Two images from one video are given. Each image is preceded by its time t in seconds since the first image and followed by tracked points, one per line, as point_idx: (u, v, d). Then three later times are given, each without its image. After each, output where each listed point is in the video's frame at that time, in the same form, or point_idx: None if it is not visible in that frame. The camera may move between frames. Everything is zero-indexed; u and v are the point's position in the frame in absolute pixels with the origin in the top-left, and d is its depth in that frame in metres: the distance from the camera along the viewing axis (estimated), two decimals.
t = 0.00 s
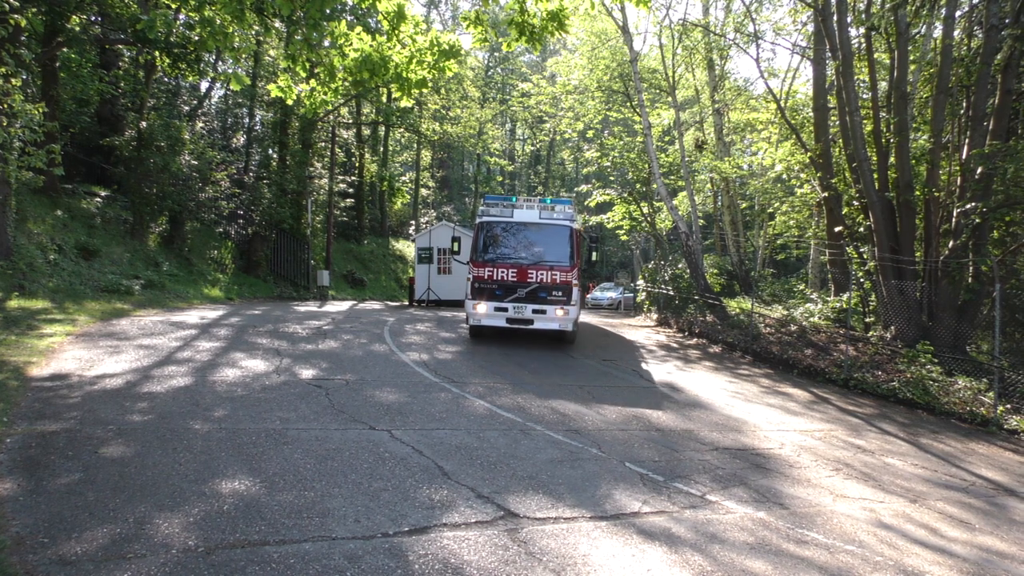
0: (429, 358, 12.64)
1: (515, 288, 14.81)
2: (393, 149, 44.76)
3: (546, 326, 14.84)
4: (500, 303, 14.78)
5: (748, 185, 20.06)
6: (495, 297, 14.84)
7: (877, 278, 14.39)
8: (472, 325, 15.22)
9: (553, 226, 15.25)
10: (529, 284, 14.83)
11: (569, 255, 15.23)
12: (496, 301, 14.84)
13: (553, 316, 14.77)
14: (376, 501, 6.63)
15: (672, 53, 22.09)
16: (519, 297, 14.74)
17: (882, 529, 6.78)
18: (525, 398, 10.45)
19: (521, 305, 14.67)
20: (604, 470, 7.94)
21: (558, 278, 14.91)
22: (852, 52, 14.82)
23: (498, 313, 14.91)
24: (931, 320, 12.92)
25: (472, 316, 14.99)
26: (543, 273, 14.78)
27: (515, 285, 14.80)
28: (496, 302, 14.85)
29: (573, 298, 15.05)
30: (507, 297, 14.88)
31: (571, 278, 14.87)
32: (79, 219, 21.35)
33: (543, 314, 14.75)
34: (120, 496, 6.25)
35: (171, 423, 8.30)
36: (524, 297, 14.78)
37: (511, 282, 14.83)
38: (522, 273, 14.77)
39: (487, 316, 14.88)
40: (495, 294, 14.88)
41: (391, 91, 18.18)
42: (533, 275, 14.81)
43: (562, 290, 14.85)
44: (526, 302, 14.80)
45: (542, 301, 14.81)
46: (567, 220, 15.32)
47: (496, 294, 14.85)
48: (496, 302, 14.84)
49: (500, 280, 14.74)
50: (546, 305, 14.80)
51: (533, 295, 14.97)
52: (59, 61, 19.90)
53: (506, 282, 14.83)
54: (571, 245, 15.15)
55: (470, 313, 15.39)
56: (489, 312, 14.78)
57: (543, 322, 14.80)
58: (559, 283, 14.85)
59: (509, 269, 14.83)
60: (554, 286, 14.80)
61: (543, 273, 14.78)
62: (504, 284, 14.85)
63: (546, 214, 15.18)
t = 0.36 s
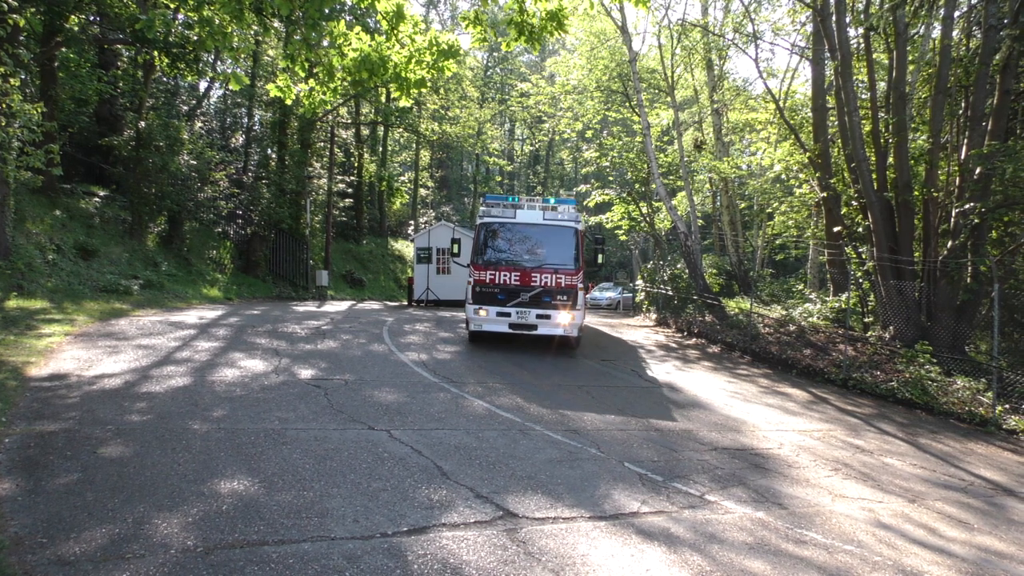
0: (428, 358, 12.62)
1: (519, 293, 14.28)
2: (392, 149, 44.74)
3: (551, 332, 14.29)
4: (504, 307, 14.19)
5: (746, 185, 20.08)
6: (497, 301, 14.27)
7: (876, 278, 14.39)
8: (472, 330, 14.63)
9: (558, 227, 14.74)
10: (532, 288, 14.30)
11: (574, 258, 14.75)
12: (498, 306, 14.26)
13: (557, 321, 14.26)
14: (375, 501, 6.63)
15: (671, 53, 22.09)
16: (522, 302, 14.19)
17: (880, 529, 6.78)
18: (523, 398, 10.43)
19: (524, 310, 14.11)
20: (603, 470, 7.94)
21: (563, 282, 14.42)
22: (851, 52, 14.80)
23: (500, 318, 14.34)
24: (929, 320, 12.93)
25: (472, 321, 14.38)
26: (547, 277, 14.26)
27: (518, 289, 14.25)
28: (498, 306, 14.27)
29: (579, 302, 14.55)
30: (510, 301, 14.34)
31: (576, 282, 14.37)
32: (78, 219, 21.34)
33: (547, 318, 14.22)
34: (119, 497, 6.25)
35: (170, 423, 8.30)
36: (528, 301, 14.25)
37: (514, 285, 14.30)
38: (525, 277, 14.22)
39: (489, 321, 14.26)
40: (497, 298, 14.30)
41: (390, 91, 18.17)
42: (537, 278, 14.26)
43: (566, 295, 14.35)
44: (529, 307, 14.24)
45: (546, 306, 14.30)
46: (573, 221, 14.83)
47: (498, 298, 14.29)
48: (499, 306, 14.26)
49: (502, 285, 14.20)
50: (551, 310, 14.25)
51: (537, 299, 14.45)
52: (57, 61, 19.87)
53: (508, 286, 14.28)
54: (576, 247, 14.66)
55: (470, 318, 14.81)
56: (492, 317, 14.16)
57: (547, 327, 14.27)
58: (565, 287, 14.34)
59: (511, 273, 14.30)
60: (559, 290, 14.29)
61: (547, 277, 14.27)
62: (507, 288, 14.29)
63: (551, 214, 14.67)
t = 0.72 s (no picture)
0: (427, 358, 12.59)
1: (524, 296, 13.64)
2: (391, 149, 44.71)
3: (557, 337, 13.72)
4: (508, 312, 13.59)
5: (745, 184, 20.11)
6: (501, 305, 13.65)
7: (874, 278, 14.38)
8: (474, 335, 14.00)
9: (565, 227, 14.05)
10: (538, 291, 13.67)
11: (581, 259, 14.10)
12: (503, 311, 13.65)
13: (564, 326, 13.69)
14: (374, 501, 6.62)
15: (670, 52, 22.07)
16: (528, 306, 13.58)
17: (879, 528, 6.79)
18: (522, 399, 10.40)
19: (530, 315, 13.51)
20: (602, 470, 7.93)
21: (571, 285, 13.80)
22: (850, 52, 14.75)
23: (504, 323, 13.74)
24: (929, 320, 12.93)
25: (475, 326, 13.73)
26: (554, 279, 13.63)
27: (523, 292, 13.62)
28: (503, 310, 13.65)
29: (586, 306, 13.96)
30: (515, 305, 13.72)
31: (584, 285, 13.75)
32: (76, 218, 21.31)
33: (554, 323, 13.65)
34: (118, 496, 6.24)
35: (168, 423, 8.29)
36: (533, 306, 13.65)
37: (519, 288, 13.66)
38: (531, 280, 13.57)
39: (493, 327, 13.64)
40: (502, 302, 13.67)
41: (389, 90, 18.13)
42: (543, 281, 13.63)
43: (574, 298, 13.75)
44: (535, 312, 13.64)
45: (552, 310, 13.70)
46: (582, 221, 14.14)
47: (503, 302, 13.66)
48: (503, 311, 13.64)
49: (507, 288, 13.55)
50: (558, 314, 13.66)
51: (543, 303, 13.85)
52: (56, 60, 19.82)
53: (514, 289, 13.64)
54: (585, 248, 14.00)
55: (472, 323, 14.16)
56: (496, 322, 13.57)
57: (554, 332, 13.69)
58: (572, 290, 13.72)
59: (517, 275, 13.65)
60: (566, 293, 13.68)
61: (554, 279, 13.63)
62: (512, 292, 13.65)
63: (558, 214, 13.96)
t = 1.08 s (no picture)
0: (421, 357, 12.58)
1: (530, 301, 12.74)
2: (385, 148, 44.65)
3: (564, 344, 12.88)
4: (512, 317, 12.66)
5: (739, 184, 20.15)
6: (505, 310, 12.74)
7: (868, 278, 14.39)
8: (475, 342, 13.07)
9: (572, 228, 13.23)
10: (545, 296, 12.82)
11: (588, 261, 13.29)
12: (507, 316, 12.72)
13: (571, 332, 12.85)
14: (368, 501, 6.62)
15: (664, 52, 22.10)
16: (534, 311, 12.70)
17: (872, 526, 6.81)
18: (516, 398, 10.40)
19: (537, 320, 12.62)
20: (596, 469, 7.93)
21: (578, 289, 12.96)
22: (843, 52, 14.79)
23: (508, 329, 12.85)
24: (921, 319, 12.91)
25: (477, 332, 12.80)
26: (562, 283, 12.78)
27: (529, 297, 12.71)
28: (507, 316, 12.73)
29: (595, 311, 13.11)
30: (519, 310, 12.81)
31: (593, 289, 12.93)
32: (69, 218, 21.23)
33: (561, 329, 12.80)
34: (110, 497, 6.22)
35: (161, 423, 8.25)
36: (539, 311, 12.78)
37: (525, 292, 12.76)
38: (537, 284, 12.71)
39: (497, 333, 12.72)
40: (506, 307, 12.74)
41: (384, 89, 18.12)
42: (550, 284, 12.76)
43: (582, 303, 12.92)
44: (542, 317, 12.77)
45: (559, 315, 12.85)
46: (588, 221, 13.34)
47: (507, 307, 12.73)
48: (508, 316, 12.72)
49: (512, 291, 12.64)
50: (566, 320, 12.81)
51: (549, 308, 12.96)
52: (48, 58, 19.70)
53: (518, 293, 12.73)
54: (592, 250, 13.19)
55: (472, 329, 13.22)
56: (499, 328, 12.65)
57: (561, 339, 12.83)
58: (580, 294, 12.88)
59: (522, 278, 12.78)
60: (574, 298, 12.86)
61: (561, 283, 12.79)
62: (517, 296, 12.74)
63: (564, 213, 13.14)
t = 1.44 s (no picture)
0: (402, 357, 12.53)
1: (528, 306, 11.99)
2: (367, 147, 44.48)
3: (564, 352, 12.17)
4: (510, 323, 11.93)
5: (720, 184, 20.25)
6: (502, 316, 11.98)
7: (847, 278, 14.53)
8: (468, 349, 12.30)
9: (571, 228, 12.49)
10: (544, 300, 12.07)
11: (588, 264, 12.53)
12: (503, 322, 11.98)
13: (571, 339, 12.13)
14: (349, 501, 6.59)
15: (646, 52, 22.16)
16: (533, 316, 11.96)
17: (850, 524, 6.87)
18: (498, 398, 10.40)
19: (536, 327, 11.91)
20: (577, 469, 7.94)
21: (579, 293, 12.20)
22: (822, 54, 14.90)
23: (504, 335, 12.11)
24: (899, 319, 13.05)
25: (472, 339, 12.03)
26: (561, 287, 12.03)
27: (527, 301, 11.97)
28: (504, 321, 11.98)
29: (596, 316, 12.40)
30: (516, 315, 12.06)
31: (594, 293, 12.19)
32: (46, 216, 20.96)
33: (560, 336, 12.08)
34: (88, 499, 6.14)
35: (138, 424, 8.17)
36: (538, 316, 12.03)
37: (523, 297, 12.01)
38: (535, 288, 11.95)
39: (493, 341, 11.97)
40: (503, 312, 11.99)
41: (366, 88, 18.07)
42: (549, 289, 12.01)
43: (583, 308, 12.18)
44: (541, 323, 12.05)
45: (559, 321, 12.12)
46: (588, 221, 12.61)
47: (503, 312, 11.98)
48: (504, 322, 11.98)
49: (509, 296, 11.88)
50: (565, 326, 12.09)
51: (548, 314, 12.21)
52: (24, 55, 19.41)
53: (516, 298, 11.98)
54: (592, 252, 12.43)
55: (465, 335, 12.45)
56: (495, 335, 11.91)
57: (561, 347, 12.12)
58: (582, 299, 12.14)
59: (519, 282, 12.01)
60: (574, 303, 12.11)
61: (561, 287, 12.03)
62: (515, 301, 11.98)
63: (563, 213, 12.42)
